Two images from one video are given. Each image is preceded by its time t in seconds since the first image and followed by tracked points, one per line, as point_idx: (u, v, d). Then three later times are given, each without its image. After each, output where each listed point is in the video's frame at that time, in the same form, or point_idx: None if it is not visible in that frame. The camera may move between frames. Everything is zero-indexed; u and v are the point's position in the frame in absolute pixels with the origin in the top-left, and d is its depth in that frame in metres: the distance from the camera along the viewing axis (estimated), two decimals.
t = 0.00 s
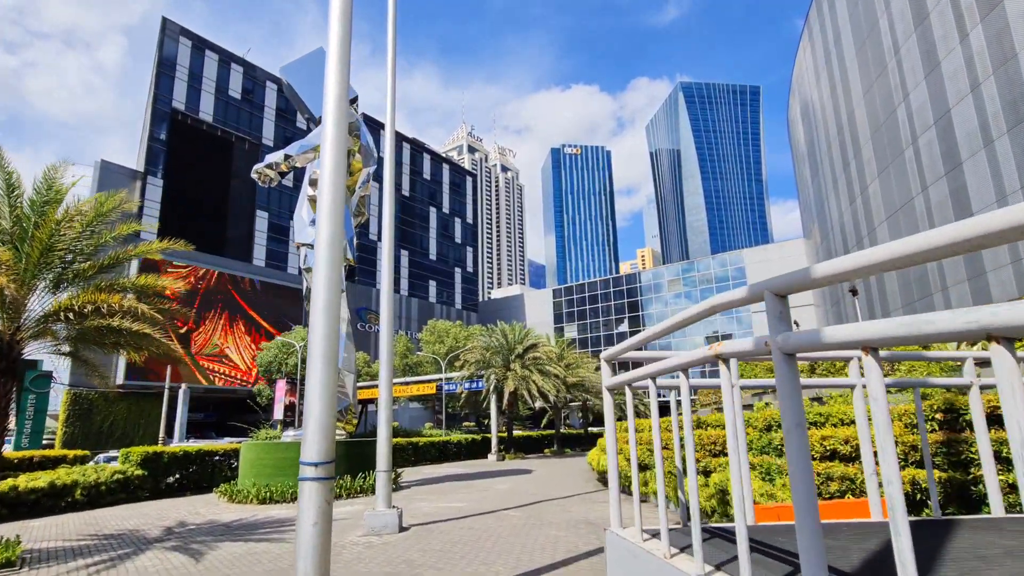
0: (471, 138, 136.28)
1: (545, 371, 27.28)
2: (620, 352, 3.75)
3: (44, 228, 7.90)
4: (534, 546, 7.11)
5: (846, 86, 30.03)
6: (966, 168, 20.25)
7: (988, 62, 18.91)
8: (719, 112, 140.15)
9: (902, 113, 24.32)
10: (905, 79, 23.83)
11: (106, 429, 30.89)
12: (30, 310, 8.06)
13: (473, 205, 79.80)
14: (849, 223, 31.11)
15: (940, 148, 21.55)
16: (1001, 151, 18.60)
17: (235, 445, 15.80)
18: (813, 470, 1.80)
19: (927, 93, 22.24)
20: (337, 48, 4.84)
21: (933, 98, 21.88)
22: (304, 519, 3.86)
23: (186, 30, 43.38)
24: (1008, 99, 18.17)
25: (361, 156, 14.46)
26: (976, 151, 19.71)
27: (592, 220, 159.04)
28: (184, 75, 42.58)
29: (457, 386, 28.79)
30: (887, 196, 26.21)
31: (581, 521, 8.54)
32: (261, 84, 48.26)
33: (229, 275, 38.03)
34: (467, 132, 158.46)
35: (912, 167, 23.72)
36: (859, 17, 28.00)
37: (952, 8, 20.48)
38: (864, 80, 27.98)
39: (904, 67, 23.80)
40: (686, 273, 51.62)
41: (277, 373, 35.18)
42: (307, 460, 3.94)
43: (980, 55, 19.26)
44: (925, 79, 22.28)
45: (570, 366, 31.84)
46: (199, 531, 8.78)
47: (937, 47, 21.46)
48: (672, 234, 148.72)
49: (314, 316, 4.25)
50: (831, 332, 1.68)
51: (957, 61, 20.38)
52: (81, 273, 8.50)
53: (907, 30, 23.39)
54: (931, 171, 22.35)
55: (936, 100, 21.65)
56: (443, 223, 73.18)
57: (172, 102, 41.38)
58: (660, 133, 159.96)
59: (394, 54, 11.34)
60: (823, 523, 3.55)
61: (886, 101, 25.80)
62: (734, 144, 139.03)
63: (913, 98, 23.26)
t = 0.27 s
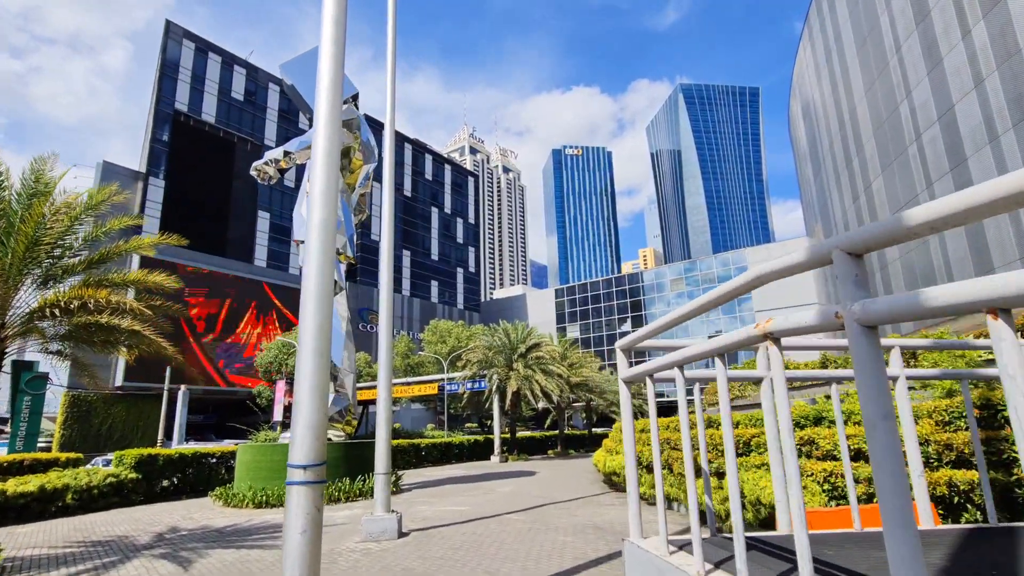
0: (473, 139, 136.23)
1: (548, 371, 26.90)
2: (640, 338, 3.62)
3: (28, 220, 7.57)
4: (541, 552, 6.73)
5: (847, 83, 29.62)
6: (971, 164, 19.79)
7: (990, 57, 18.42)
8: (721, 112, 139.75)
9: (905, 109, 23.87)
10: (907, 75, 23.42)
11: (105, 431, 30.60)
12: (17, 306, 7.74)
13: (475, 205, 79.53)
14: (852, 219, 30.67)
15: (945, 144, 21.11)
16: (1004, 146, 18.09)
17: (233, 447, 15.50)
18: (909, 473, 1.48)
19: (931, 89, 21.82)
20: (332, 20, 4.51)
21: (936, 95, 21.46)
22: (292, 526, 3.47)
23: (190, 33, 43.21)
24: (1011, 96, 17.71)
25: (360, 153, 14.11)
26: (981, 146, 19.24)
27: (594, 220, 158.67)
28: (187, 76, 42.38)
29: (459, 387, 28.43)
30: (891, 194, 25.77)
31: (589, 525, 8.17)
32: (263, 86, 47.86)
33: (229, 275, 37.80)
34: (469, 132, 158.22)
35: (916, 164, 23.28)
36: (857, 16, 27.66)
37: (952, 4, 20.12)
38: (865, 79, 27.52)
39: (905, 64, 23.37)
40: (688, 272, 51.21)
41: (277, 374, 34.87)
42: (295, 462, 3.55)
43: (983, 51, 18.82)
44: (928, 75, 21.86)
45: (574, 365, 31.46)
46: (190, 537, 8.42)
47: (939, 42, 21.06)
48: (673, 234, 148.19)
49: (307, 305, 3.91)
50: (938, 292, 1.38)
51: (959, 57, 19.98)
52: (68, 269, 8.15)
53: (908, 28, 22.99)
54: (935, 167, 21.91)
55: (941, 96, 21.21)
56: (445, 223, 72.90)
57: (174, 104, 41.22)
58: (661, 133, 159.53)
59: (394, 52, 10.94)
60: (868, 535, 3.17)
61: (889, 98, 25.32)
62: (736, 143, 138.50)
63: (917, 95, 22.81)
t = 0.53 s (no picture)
0: (475, 140, 136.15)
1: (551, 371, 26.54)
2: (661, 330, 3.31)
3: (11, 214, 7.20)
4: (546, 561, 6.40)
5: (850, 80, 29.18)
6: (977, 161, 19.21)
7: (996, 53, 17.95)
8: (722, 111, 139.26)
9: (909, 105, 23.26)
10: (910, 72, 22.87)
11: (103, 434, 30.17)
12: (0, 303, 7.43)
13: (476, 205, 79.26)
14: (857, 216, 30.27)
15: (949, 141, 20.59)
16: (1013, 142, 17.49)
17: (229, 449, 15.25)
18: None
19: (935, 85, 21.27)
20: None
21: (941, 92, 20.90)
22: (276, 539, 2.96)
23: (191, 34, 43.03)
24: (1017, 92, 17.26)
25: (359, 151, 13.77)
26: (988, 143, 18.65)
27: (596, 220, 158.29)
28: (188, 77, 42.20)
29: (461, 387, 28.09)
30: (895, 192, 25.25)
31: (595, 531, 7.82)
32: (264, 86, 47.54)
33: (229, 275, 37.57)
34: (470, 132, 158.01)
35: (921, 161, 22.69)
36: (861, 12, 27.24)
37: None
38: (868, 76, 27.02)
39: (909, 61, 22.87)
40: (691, 271, 50.81)
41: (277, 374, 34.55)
42: (280, 468, 3.04)
43: (987, 46, 18.38)
44: (932, 72, 21.36)
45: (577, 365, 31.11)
46: (181, 544, 8.11)
47: (943, 38, 20.61)
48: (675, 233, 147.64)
49: (294, 288, 3.40)
50: None
51: (964, 52, 19.50)
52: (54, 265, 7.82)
53: (911, 24, 22.53)
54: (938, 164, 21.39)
55: (946, 92, 20.69)
56: (446, 222, 72.61)
57: (176, 104, 41.02)
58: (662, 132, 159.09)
59: (394, 48, 10.31)
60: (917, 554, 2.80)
61: (891, 94, 24.74)
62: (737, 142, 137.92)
63: (920, 92, 22.31)
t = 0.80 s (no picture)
0: (476, 141, 136.13)
1: (553, 371, 26.29)
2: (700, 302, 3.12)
3: None
4: (550, 565, 6.15)
5: (855, 76, 28.93)
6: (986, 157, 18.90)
7: (1006, 46, 17.76)
8: (723, 112, 139.06)
9: (916, 101, 23.00)
10: (918, 67, 22.62)
11: (104, 436, 30.02)
12: None
13: (477, 207, 79.08)
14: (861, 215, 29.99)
15: (957, 136, 20.32)
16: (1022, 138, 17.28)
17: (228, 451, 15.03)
18: None
19: (943, 79, 21.00)
20: None
21: (949, 85, 20.64)
22: (260, 547, 2.72)
23: (189, 34, 42.97)
24: None
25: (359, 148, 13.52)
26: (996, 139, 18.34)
27: (596, 221, 157.97)
28: (188, 78, 42.10)
29: (463, 388, 27.85)
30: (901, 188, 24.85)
31: (601, 535, 7.56)
32: (264, 86, 47.56)
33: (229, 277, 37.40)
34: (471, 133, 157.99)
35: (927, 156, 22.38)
36: (866, 7, 27.02)
37: None
38: (874, 72, 26.75)
39: (916, 55, 22.60)
40: (693, 272, 50.59)
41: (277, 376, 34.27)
42: (266, 470, 2.81)
43: (997, 38, 18.14)
44: (940, 67, 21.09)
45: (579, 366, 30.91)
46: (174, 549, 7.87)
47: (951, 32, 20.34)
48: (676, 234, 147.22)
49: (281, 278, 3.15)
50: None
51: (974, 47, 19.24)
52: (40, 261, 7.61)
53: (919, 18, 22.27)
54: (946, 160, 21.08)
55: (953, 86, 20.42)
56: (447, 223, 72.41)
57: (174, 105, 40.89)
58: (663, 133, 158.88)
59: (392, 44, 9.99)
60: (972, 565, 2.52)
61: (898, 90, 24.43)
62: (738, 143, 137.68)
63: (927, 88, 22.05)
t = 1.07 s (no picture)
0: (477, 142, 135.99)
1: (555, 372, 26.03)
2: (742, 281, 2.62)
3: None
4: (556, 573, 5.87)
5: (860, 73, 28.67)
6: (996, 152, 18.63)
7: (1017, 39, 17.52)
8: (724, 112, 138.85)
9: (924, 97, 22.74)
10: (926, 62, 22.34)
11: (103, 437, 29.83)
12: None
13: (478, 207, 78.88)
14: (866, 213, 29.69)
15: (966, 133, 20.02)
16: None
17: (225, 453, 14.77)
18: None
19: (952, 75, 20.73)
20: None
21: (958, 80, 20.38)
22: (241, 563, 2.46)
23: (189, 34, 42.80)
24: None
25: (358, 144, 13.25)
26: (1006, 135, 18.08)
27: (597, 222, 157.75)
28: (188, 78, 41.96)
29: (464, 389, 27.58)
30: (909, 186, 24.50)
31: (608, 541, 7.27)
32: (264, 86, 47.45)
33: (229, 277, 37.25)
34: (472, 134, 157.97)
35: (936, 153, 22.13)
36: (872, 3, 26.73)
37: None
38: (880, 68, 26.47)
39: (924, 51, 22.32)
40: (695, 272, 50.32)
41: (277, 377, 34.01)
42: (248, 478, 2.55)
43: (1008, 33, 17.88)
44: (949, 62, 20.82)
45: (581, 366, 30.64)
46: (166, 554, 7.61)
47: (961, 27, 20.06)
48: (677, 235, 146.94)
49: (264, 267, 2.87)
50: None
51: (983, 41, 18.99)
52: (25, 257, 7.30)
53: (926, 13, 22.00)
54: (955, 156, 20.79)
55: (963, 82, 20.15)
56: (448, 224, 72.22)
57: (174, 105, 40.75)
58: (664, 134, 158.63)
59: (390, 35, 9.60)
60: None
61: (905, 86, 24.14)
62: (740, 143, 137.49)
63: (935, 83, 21.80)
